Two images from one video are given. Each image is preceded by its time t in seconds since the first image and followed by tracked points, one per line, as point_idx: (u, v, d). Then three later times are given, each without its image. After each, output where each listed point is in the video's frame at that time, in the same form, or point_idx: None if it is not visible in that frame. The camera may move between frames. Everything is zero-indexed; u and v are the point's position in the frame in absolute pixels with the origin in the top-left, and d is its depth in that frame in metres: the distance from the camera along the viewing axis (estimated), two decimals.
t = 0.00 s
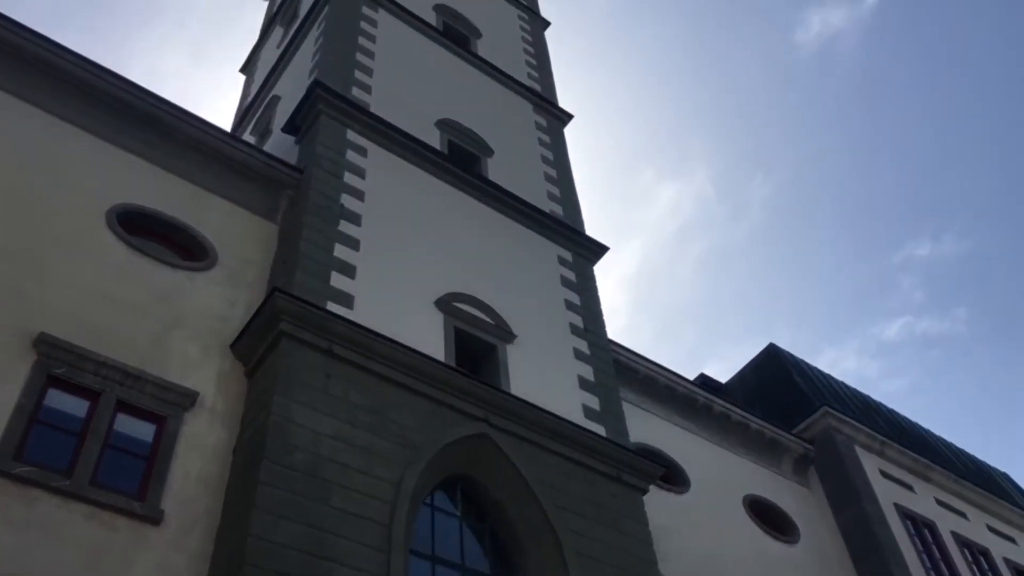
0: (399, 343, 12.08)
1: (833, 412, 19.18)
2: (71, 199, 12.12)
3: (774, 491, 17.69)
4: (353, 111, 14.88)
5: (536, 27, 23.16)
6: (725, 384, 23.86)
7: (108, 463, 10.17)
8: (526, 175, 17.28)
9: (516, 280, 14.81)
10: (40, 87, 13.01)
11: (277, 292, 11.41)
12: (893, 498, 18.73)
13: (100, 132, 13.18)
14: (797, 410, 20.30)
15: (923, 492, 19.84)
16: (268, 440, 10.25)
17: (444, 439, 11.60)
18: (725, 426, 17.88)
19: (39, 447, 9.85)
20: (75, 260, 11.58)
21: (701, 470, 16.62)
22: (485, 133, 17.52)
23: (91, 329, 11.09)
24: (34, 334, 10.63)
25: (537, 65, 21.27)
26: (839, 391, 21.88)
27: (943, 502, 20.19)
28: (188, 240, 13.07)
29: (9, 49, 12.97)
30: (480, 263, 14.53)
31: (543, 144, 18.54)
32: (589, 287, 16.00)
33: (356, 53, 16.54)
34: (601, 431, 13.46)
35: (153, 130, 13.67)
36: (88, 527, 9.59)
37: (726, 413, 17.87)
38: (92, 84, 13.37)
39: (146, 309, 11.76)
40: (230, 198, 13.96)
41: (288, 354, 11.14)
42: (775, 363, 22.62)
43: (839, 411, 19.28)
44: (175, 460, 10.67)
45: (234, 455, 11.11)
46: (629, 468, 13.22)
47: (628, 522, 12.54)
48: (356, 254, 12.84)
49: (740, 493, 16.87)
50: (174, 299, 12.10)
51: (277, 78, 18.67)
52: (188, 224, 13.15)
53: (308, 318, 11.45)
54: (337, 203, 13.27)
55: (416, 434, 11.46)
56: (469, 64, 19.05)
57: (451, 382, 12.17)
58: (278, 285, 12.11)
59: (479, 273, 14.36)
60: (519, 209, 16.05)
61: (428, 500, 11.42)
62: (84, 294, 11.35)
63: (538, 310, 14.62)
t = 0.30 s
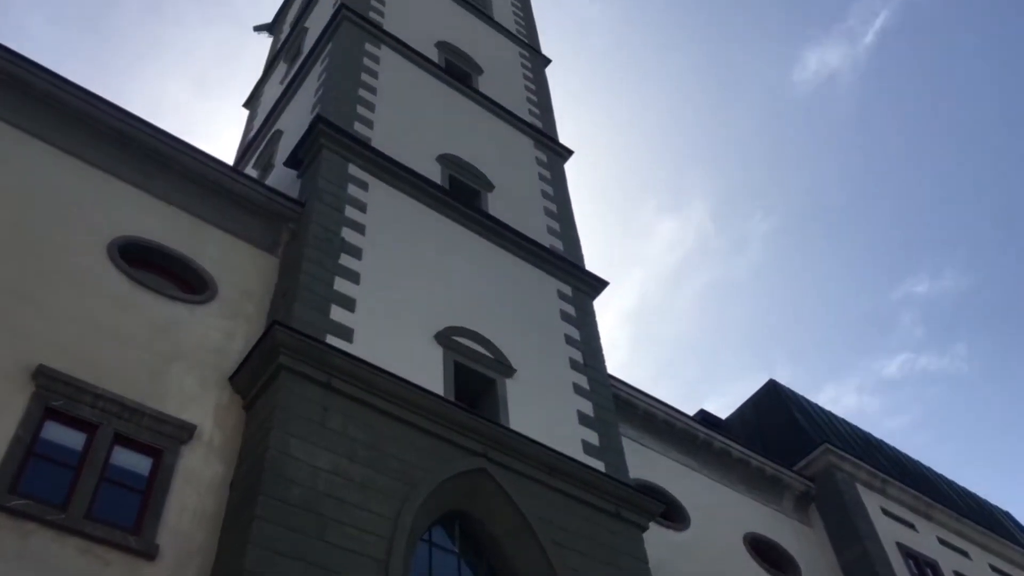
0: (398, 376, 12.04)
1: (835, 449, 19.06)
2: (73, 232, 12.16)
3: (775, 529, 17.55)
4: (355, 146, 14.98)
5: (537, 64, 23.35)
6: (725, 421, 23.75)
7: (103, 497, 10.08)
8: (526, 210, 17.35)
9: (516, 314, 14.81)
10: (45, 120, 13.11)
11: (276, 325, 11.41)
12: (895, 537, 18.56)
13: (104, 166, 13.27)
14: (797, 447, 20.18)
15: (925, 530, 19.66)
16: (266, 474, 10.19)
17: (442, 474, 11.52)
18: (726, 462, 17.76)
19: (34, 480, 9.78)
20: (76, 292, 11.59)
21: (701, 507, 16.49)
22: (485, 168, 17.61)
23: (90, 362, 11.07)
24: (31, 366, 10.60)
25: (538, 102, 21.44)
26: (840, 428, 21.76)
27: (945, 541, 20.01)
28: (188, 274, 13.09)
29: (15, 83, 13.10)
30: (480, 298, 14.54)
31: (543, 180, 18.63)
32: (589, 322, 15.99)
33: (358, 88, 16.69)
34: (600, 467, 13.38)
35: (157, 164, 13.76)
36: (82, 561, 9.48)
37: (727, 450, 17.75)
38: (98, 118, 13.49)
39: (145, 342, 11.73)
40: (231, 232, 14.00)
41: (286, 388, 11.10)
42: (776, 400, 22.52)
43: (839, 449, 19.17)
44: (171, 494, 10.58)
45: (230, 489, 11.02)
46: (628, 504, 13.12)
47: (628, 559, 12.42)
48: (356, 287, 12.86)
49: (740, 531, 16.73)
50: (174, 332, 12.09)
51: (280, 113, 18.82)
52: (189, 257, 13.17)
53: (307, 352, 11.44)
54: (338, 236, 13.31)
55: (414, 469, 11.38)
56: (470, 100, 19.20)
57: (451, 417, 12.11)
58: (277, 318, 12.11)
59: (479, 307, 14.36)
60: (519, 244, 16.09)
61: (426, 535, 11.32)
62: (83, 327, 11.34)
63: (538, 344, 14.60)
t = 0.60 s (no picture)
0: (399, 409, 12.00)
1: (838, 482, 18.94)
2: (74, 266, 12.18)
3: (779, 564, 17.39)
4: (357, 179, 15.03)
5: (537, 98, 23.49)
6: (727, 454, 23.63)
7: (101, 532, 9.98)
8: (527, 243, 17.37)
9: (517, 347, 14.77)
10: (48, 154, 13.19)
11: (277, 358, 11.38)
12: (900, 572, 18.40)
13: (106, 200, 13.31)
14: (800, 480, 20.06)
15: (930, 565, 19.49)
16: (265, 508, 10.11)
17: (443, 509, 11.44)
18: (728, 496, 17.63)
19: (32, 516, 9.69)
20: (76, 326, 11.58)
21: (703, 541, 16.37)
22: (486, 201, 17.66)
23: (90, 396, 11.03)
24: (31, 401, 10.56)
25: (538, 136, 21.56)
26: (844, 460, 21.64)
27: None
28: (189, 307, 13.08)
29: (19, 119, 13.20)
30: (481, 330, 14.53)
31: (544, 212, 18.67)
32: (590, 354, 15.95)
33: (359, 122, 16.79)
34: (602, 500, 13.28)
35: (158, 198, 13.81)
36: None
37: (729, 483, 17.63)
38: (100, 154, 13.55)
39: (145, 375, 11.70)
40: (231, 265, 14.01)
41: (286, 421, 11.05)
42: (778, 432, 22.41)
43: (843, 482, 19.06)
44: (170, 529, 10.47)
45: (229, 524, 10.92)
46: (631, 538, 13.02)
47: None
48: (357, 320, 12.84)
49: (743, 565, 16.59)
50: (174, 365, 12.06)
51: (282, 147, 18.92)
52: (190, 291, 13.17)
53: (307, 385, 11.40)
54: (338, 269, 13.32)
55: (415, 503, 11.29)
56: (470, 133, 19.30)
57: (452, 450, 12.04)
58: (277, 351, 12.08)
59: (479, 339, 14.34)
60: (519, 276, 16.09)
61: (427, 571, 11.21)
62: (83, 360, 11.32)
63: (539, 377, 14.55)
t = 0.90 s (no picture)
0: (400, 449, 11.92)
1: (844, 524, 18.86)
2: (76, 304, 12.18)
3: None
4: (360, 218, 15.07)
5: (539, 137, 23.62)
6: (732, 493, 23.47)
7: (99, 573, 9.84)
8: (529, 282, 17.36)
9: (519, 386, 14.70)
10: (52, 194, 13.25)
11: (277, 397, 11.33)
12: None
13: (109, 238, 13.35)
14: (806, 521, 19.90)
15: None
16: (265, 548, 10.00)
17: (444, 550, 11.31)
18: (734, 537, 17.45)
19: (29, 556, 9.58)
20: (77, 365, 11.55)
21: None
22: (488, 240, 17.68)
23: (89, 434, 10.96)
24: (30, 440, 10.50)
25: (541, 175, 21.65)
26: (849, 500, 21.49)
27: None
28: (191, 345, 13.05)
29: (24, 158, 13.27)
30: (483, 369, 14.47)
31: (546, 251, 18.69)
32: (593, 393, 15.86)
33: (362, 162, 16.87)
34: (605, 541, 13.14)
35: (161, 237, 13.84)
36: None
37: (735, 525, 17.45)
38: (104, 193, 13.61)
39: (145, 413, 11.64)
40: (234, 303, 13.99)
41: (287, 461, 10.97)
42: (783, 472, 22.28)
43: (849, 523, 18.98)
44: (169, 569, 10.30)
45: (228, 564, 10.76)
46: None
47: None
48: (359, 358, 12.81)
49: None
50: (174, 403, 12.00)
51: (285, 186, 19.00)
52: (192, 329, 13.15)
53: (308, 424, 11.34)
54: (340, 307, 13.31)
55: (416, 544, 11.17)
56: (473, 172, 19.38)
57: (454, 490, 11.94)
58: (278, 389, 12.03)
59: (481, 378, 14.28)
60: (522, 315, 16.07)
61: None
62: (83, 399, 11.27)
63: (541, 416, 14.47)
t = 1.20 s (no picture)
0: (405, 482, 11.86)
1: (854, 559, 18.65)
2: (82, 336, 12.20)
3: None
4: (366, 250, 15.13)
5: (545, 171, 23.72)
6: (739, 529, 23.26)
7: None
8: (535, 315, 17.36)
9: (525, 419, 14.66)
10: (62, 227, 13.32)
11: (282, 429, 11.31)
12: None
13: (117, 270, 13.40)
14: (814, 556, 19.70)
15: None
16: None
17: None
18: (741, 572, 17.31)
19: None
20: (82, 396, 11.55)
21: None
22: (494, 273, 17.71)
23: (93, 466, 10.93)
24: (34, 472, 10.47)
25: (546, 208, 21.71)
26: (858, 536, 21.27)
27: None
28: (196, 377, 13.04)
29: (35, 191, 13.35)
30: (488, 402, 14.44)
31: (552, 284, 18.70)
32: (598, 426, 15.80)
33: (369, 194, 16.94)
34: None
35: (169, 269, 13.89)
36: None
37: (742, 560, 17.33)
38: (114, 226, 13.68)
39: (150, 445, 11.62)
40: (239, 335, 14.00)
41: (291, 493, 10.92)
42: (791, 507, 22.09)
43: (858, 558, 18.77)
44: None
45: None
46: None
47: None
48: (364, 391, 12.79)
49: None
50: (179, 435, 11.97)
51: (292, 219, 19.08)
52: (197, 361, 13.15)
53: (313, 456, 11.31)
54: (346, 339, 13.32)
55: None
56: (479, 205, 19.45)
57: (459, 524, 11.87)
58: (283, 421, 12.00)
59: (486, 411, 14.25)
60: (527, 348, 16.06)
61: None
62: (88, 430, 11.26)
63: (546, 449, 14.41)
